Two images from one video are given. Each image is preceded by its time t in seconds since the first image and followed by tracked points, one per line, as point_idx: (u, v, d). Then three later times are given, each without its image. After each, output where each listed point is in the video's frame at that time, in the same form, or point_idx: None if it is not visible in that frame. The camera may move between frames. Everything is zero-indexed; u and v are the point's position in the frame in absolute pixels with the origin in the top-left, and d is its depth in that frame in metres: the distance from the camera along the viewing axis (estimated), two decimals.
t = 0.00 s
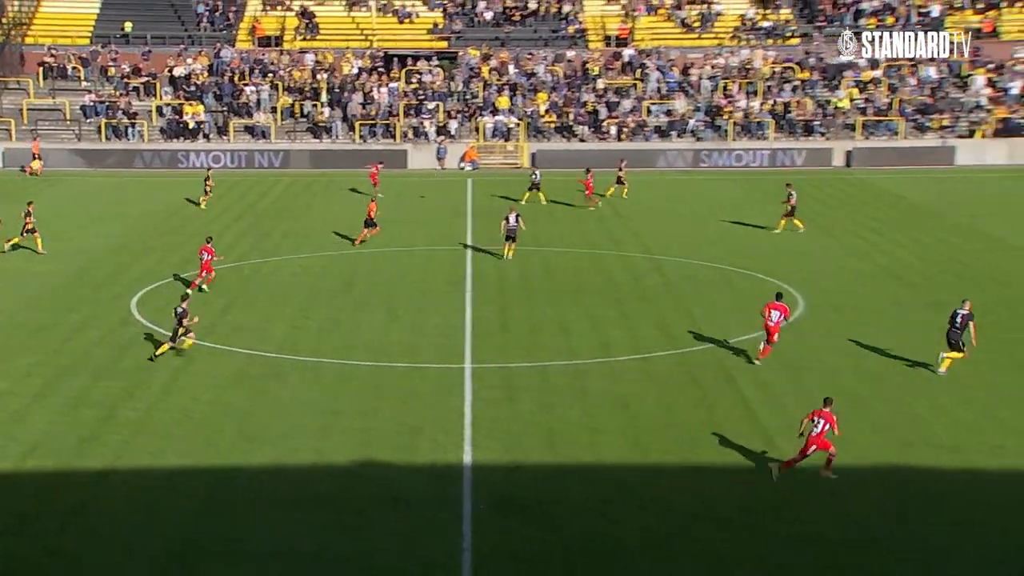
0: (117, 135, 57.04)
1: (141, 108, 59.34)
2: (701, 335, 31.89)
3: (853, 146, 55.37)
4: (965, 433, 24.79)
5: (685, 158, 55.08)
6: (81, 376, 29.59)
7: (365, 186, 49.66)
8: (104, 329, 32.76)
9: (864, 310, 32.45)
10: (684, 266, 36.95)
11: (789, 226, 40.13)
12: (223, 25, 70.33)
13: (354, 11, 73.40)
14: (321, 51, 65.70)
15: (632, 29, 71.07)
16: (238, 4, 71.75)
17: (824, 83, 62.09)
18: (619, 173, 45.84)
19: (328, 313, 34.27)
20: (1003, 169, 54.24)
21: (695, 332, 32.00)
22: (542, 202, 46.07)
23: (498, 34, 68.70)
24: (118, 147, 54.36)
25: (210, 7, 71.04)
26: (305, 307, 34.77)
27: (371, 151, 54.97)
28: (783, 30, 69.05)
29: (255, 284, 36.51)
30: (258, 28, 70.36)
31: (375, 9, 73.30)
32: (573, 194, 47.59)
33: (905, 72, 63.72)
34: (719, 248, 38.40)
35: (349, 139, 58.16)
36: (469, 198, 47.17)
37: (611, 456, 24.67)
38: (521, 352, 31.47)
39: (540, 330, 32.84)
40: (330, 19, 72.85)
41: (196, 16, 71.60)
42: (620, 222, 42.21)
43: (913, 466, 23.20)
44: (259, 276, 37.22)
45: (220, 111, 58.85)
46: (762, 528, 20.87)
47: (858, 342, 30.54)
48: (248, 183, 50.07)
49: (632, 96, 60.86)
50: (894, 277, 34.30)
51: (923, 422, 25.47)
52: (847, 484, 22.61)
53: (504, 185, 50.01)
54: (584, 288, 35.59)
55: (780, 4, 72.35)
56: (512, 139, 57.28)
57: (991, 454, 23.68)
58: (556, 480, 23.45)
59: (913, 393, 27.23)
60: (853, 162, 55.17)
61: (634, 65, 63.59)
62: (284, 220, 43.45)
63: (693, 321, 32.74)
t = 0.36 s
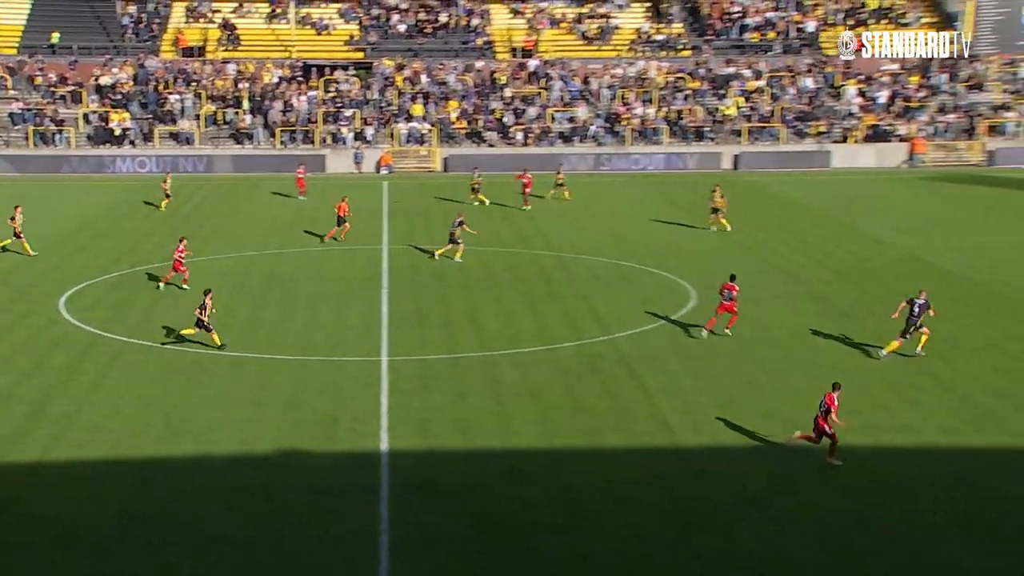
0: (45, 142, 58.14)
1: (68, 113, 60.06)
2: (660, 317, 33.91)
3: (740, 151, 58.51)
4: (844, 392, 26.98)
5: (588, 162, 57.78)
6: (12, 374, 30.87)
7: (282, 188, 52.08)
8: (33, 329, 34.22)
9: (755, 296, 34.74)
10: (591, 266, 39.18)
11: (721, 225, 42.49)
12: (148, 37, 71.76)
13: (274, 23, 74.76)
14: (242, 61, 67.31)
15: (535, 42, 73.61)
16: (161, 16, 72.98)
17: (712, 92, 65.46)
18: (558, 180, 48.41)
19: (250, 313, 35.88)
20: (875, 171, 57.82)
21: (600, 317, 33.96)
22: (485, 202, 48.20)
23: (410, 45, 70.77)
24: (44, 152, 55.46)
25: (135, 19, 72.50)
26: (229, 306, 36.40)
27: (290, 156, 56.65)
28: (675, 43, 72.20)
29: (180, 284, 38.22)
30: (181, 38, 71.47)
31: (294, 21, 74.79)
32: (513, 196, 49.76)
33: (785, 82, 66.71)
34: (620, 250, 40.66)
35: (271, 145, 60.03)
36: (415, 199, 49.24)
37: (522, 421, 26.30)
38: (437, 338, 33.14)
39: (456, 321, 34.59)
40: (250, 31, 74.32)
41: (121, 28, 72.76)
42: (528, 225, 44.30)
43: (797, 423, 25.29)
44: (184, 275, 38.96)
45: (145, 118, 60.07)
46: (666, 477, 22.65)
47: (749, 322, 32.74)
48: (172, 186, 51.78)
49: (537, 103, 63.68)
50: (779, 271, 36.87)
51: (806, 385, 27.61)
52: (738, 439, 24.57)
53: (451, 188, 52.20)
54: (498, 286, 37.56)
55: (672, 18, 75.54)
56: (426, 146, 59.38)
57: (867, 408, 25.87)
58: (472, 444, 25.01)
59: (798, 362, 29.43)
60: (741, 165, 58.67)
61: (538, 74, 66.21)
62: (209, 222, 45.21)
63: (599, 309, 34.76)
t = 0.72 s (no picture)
0: None
1: None
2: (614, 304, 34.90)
3: (634, 152, 59.82)
4: (738, 380, 27.82)
5: (487, 163, 58.43)
6: None
7: (181, 189, 51.92)
8: None
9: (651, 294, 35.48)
10: (493, 266, 39.71)
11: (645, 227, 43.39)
12: (40, 37, 70.40)
13: (172, 23, 73.74)
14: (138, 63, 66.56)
15: (434, 44, 74.06)
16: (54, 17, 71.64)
17: (606, 94, 67.02)
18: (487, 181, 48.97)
19: (151, 315, 35.71)
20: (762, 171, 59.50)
21: (497, 316, 34.43)
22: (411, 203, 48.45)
23: (310, 47, 70.74)
24: None
25: (26, 19, 71.03)
26: (128, 309, 36.16)
27: (190, 158, 56.38)
28: (570, 46, 73.40)
29: (77, 288, 37.86)
30: (75, 40, 70.37)
31: (191, 22, 73.81)
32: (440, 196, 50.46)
33: (677, 84, 68.86)
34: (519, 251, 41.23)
35: (170, 146, 59.42)
36: (341, 200, 49.63)
37: (423, 418, 26.48)
38: (335, 341, 33.26)
39: (356, 323, 34.74)
40: (147, 32, 72.98)
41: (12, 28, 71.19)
42: (428, 228, 44.56)
43: (694, 410, 25.95)
44: (81, 279, 38.63)
45: (39, 120, 59.19)
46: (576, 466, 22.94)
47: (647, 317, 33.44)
48: (69, 188, 51.13)
49: (437, 105, 64.69)
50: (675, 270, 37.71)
51: (703, 374, 28.40)
52: (639, 427, 25.09)
53: (380, 188, 52.86)
54: (399, 288, 37.83)
55: (567, 22, 76.68)
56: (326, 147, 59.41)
57: (761, 395, 26.66)
58: (376, 441, 25.08)
59: (694, 352, 30.16)
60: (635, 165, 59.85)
61: (438, 77, 67.20)
62: (106, 225, 44.80)
63: (497, 308, 35.23)
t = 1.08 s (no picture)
0: None
1: None
2: (574, 296, 35.57)
3: (538, 152, 60.15)
4: (639, 377, 28.20)
5: (391, 164, 58.24)
6: None
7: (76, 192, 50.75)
8: None
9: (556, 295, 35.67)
10: (397, 267, 39.62)
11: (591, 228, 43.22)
12: None
13: (65, 22, 71.99)
14: (30, 62, 64.84)
15: (336, 45, 73.39)
16: None
17: (510, 94, 67.33)
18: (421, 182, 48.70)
19: (44, 320, 34.81)
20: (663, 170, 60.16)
21: (403, 318, 34.31)
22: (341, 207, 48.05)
23: (209, 47, 69.66)
24: None
25: None
26: (21, 315, 35.20)
27: (85, 159, 55.15)
28: (473, 46, 73.65)
29: None
30: None
31: (85, 22, 72.18)
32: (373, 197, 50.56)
33: (579, 84, 69.51)
34: (423, 252, 41.18)
35: (64, 148, 58.13)
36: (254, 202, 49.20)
37: (330, 421, 26.23)
38: (237, 345, 32.75)
39: (258, 326, 34.34)
40: (39, 30, 71.10)
41: None
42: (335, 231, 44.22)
43: (600, 408, 26.19)
44: None
45: None
46: (507, 466, 22.91)
47: (551, 316, 33.62)
48: None
49: (339, 105, 64.20)
50: (578, 270, 38.00)
51: (605, 372, 28.72)
52: (547, 426, 25.22)
53: (293, 189, 52.57)
54: (304, 289, 37.50)
55: (469, 22, 76.63)
56: (227, 148, 58.55)
57: (666, 392, 27.03)
58: (283, 445, 24.76)
59: (599, 350, 30.44)
60: (538, 165, 60.03)
61: (340, 78, 66.86)
62: None
63: (403, 309, 35.11)
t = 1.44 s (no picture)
0: None
1: None
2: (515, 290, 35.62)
3: (421, 151, 59.59)
4: (525, 376, 28.01)
5: (271, 163, 57.08)
6: None
7: None
8: None
9: (438, 295, 35.24)
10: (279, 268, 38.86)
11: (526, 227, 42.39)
12: None
13: None
14: None
15: (213, 42, 71.66)
16: None
17: (392, 92, 66.75)
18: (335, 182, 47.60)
19: None
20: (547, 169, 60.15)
21: (283, 319, 33.62)
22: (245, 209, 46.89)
23: (78, 43, 67.29)
24: None
25: None
26: None
27: None
28: (354, 44, 72.76)
29: None
30: None
31: None
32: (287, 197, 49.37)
33: (462, 82, 69.23)
34: (305, 254, 40.37)
35: None
36: (128, 204, 47.66)
37: (206, 428, 25.36)
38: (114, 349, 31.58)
39: (133, 330, 33.12)
40: None
41: None
42: (222, 234, 43.07)
43: (482, 409, 25.87)
44: None
45: None
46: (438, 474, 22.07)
47: (433, 317, 33.18)
48: None
49: (216, 104, 62.75)
50: (461, 270, 37.62)
51: (490, 372, 28.45)
52: (429, 429, 24.77)
53: (170, 190, 51.10)
54: (179, 291, 36.45)
55: (350, 19, 75.49)
56: (98, 148, 56.62)
57: (548, 392, 26.84)
58: (156, 454, 23.80)
59: (482, 351, 30.10)
60: (422, 164, 59.43)
61: (217, 75, 65.29)
62: None
63: (282, 311, 34.37)
